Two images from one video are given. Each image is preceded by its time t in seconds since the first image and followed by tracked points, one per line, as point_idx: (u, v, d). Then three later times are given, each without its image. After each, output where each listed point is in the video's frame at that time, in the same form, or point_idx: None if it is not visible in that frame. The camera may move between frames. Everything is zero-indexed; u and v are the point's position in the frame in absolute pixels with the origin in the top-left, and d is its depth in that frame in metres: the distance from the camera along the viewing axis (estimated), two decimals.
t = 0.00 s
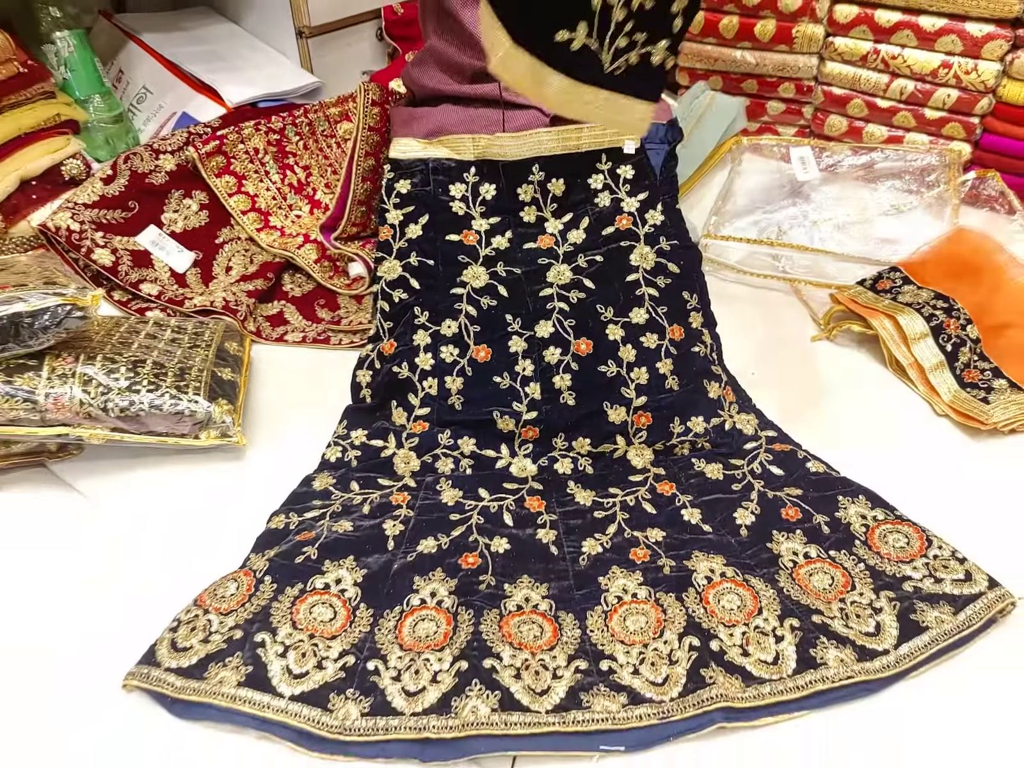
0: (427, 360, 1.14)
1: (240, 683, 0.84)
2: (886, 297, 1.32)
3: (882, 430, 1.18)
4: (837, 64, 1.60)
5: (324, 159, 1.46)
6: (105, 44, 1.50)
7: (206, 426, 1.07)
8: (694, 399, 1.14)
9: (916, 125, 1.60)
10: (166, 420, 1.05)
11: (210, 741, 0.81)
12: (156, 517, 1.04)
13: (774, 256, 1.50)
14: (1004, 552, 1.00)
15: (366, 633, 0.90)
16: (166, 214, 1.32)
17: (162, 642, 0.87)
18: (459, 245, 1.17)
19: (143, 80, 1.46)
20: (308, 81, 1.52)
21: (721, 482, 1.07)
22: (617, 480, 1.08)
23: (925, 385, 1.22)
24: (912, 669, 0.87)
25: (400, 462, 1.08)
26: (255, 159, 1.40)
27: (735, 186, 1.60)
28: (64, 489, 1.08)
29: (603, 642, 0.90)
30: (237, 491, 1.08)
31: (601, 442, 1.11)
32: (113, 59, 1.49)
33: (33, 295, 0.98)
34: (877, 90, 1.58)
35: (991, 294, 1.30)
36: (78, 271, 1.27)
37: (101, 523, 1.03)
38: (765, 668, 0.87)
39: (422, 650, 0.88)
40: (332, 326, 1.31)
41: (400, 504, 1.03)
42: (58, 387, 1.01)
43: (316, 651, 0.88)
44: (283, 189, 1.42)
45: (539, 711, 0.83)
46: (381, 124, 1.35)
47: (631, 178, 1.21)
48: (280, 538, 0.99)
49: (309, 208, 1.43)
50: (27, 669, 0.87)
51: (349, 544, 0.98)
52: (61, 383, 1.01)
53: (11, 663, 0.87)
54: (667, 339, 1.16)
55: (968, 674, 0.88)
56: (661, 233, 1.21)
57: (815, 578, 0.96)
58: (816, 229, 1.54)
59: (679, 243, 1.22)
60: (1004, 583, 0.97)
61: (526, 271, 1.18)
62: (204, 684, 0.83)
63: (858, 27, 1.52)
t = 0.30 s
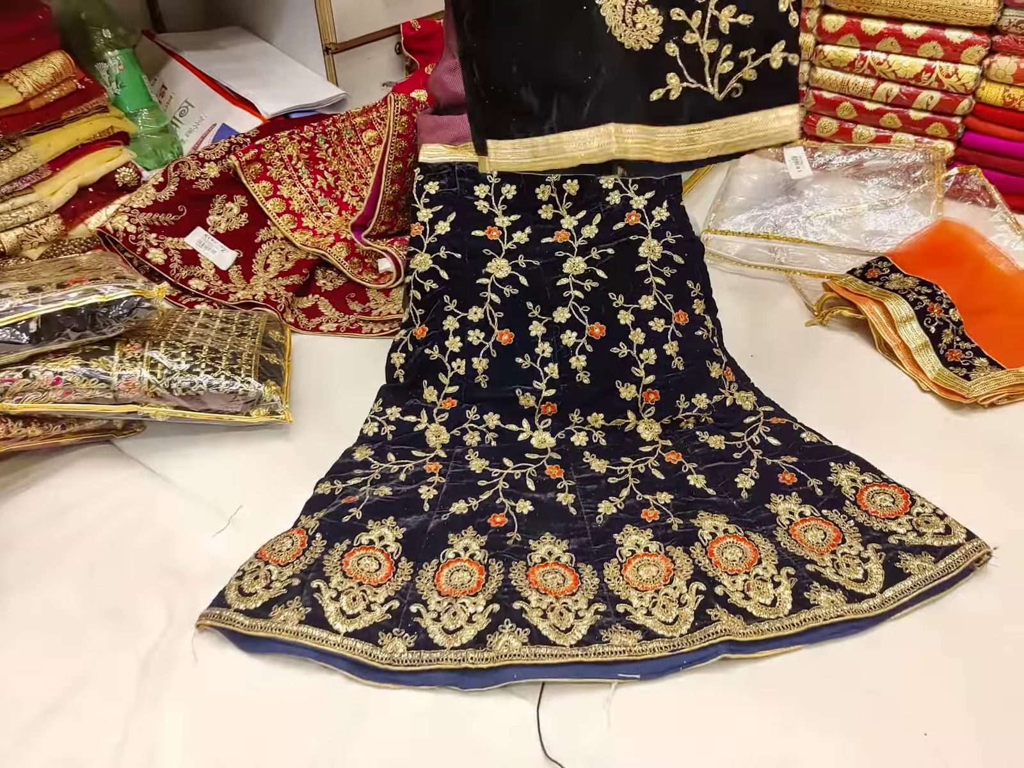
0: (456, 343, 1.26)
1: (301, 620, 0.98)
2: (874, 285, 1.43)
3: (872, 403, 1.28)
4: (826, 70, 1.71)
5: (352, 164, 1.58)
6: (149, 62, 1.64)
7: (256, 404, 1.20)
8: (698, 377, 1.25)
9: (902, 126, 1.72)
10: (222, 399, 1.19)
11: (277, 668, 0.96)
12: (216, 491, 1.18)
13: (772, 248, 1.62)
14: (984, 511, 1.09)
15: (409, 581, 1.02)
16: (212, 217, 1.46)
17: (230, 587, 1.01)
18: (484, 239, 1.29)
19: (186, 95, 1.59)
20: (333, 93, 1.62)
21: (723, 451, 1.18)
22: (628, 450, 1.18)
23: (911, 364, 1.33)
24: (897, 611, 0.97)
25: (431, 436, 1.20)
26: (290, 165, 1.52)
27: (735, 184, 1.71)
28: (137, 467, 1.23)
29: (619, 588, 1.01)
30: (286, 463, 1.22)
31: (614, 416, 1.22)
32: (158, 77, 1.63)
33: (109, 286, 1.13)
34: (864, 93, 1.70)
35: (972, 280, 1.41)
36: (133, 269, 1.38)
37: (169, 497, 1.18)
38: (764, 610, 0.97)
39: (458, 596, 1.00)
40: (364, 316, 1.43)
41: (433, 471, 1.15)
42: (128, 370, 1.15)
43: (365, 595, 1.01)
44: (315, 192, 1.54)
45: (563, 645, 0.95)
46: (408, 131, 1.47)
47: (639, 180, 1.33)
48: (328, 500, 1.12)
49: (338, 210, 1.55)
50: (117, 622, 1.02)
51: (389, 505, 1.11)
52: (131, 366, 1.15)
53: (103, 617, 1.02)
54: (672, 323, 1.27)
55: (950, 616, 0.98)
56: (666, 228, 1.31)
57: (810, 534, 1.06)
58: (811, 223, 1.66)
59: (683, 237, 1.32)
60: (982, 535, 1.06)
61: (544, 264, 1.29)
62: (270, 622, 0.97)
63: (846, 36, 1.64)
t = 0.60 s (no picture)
0: (473, 349, 1.37)
1: (334, 604, 1.05)
2: (857, 297, 1.54)
3: (856, 407, 1.39)
4: (812, 98, 1.92)
5: (371, 184, 1.71)
6: (185, 90, 1.84)
7: (288, 406, 1.32)
8: (696, 380, 1.35)
9: (881, 150, 1.90)
10: (256, 402, 1.30)
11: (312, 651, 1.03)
12: (250, 489, 1.27)
13: (763, 264, 1.71)
14: (955, 502, 1.20)
15: (431, 568, 1.10)
16: (241, 234, 1.61)
17: (267, 574, 1.09)
18: (497, 253, 1.39)
19: (218, 121, 1.78)
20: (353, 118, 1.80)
21: (719, 450, 1.27)
22: (631, 449, 1.28)
23: (891, 370, 1.43)
24: (878, 593, 1.06)
25: (449, 436, 1.30)
26: (314, 184, 1.64)
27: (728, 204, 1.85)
28: (175, 466, 1.32)
29: (624, 574, 1.09)
30: (314, 463, 1.31)
31: (618, 418, 1.32)
32: (193, 104, 1.82)
33: (157, 298, 1.27)
34: (845, 120, 1.90)
35: (947, 293, 1.52)
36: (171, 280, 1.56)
37: (206, 493, 1.26)
38: (757, 592, 1.06)
39: (478, 582, 1.08)
40: (383, 326, 1.55)
41: (451, 469, 1.24)
42: (171, 374, 1.27)
43: (392, 582, 1.08)
44: (337, 210, 1.67)
45: (574, 624, 1.03)
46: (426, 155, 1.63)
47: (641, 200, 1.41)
48: (354, 496, 1.20)
49: (358, 227, 1.68)
50: (161, 608, 1.09)
51: (412, 499, 1.19)
52: (174, 371, 1.27)
53: (147, 604, 1.09)
54: (671, 331, 1.37)
55: (925, 598, 1.07)
56: (664, 243, 1.41)
57: (798, 523, 1.15)
58: (798, 239, 1.76)
59: (679, 252, 1.42)
60: (954, 523, 1.17)
61: (553, 276, 1.40)
62: (305, 605, 1.05)
63: (828, 68, 1.85)
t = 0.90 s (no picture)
0: (469, 399, 1.43)
1: (341, 643, 1.09)
2: (829, 349, 1.64)
3: (830, 453, 1.47)
4: (782, 165, 2.07)
5: (369, 243, 1.80)
6: (191, 154, 1.94)
7: (292, 455, 1.38)
8: (679, 427, 1.43)
9: (846, 214, 2.03)
10: (262, 451, 1.36)
11: (318, 690, 1.07)
12: (254, 534, 1.31)
13: (740, 319, 1.81)
14: (925, 544, 1.28)
15: (433, 609, 1.15)
16: (245, 291, 1.69)
17: (276, 616, 1.13)
18: (491, 310, 1.50)
19: (223, 184, 1.88)
20: (352, 180, 1.91)
21: (703, 493, 1.35)
22: (620, 494, 1.35)
23: (862, 418, 1.52)
24: (853, 627, 1.13)
25: (447, 482, 1.36)
26: (314, 244, 1.75)
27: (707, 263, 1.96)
28: (179, 512, 1.36)
29: (616, 612, 1.15)
30: (316, 509, 1.36)
31: (607, 464, 1.39)
32: (198, 167, 1.92)
33: (170, 352, 1.34)
34: (813, 186, 2.03)
35: (911, 344, 1.62)
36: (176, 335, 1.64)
37: (212, 540, 1.30)
38: (742, 628, 1.12)
39: (477, 621, 1.13)
40: (382, 378, 1.62)
41: (449, 514, 1.30)
42: (181, 424, 1.33)
43: (395, 622, 1.13)
44: (336, 268, 1.76)
45: (570, 660, 1.08)
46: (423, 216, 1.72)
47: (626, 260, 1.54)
48: (357, 541, 1.26)
49: (356, 284, 1.76)
50: (171, 651, 1.12)
51: (413, 544, 1.24)
52: (184, 421, 1.33)
53: (158, 647, 1.13)
54: (655, 381, 1.46)
55: (898, 631, 1.14)
56: (647, 300, 1.53)
57: (779, 563, 1.22)
58: (771, 297, 1.85)
59: (661, 308, 1.54)
60: (923, 562, 1.25)
61: (544, 330, 1.49)
62: (312, 645, 1.09)
63: (795, 139, 2.00)
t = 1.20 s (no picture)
0: (472, 414, 1.48)
1: (352, 649, 1.13)
2: (816, 365, 1.70)
3: (820, 464, 1.52)
4: (767, 189, 2.14)
5: (370, 265, 1.86)
6: (195, 180, 1.99)
7: (299, 470, 1.42)
8: (674, 439, 1.48)
9: (831, 235, 2.10)
10: (271, 466, 1.40)
11: (330, 695, 1.11)
12: (263, 546, 1.35)
13: (730, 335, 1.87)
14: (911, 550, 1.33)
15: (440, 615, 1.19)
16: (249, 311, 1.74)
17: (287, 624, 1.17)
18: (491, 328, 1.55)
19: (227, 209, 1.93)
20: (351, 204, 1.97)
21: (698, 503, 1.39)
22: (619, 504, 1.40)
23: (849, 430, 1.58)
24: (844, 629, 1.18)
25: (450, 495, 1.40)
26: (316, 266, 1.80)
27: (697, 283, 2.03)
28: (188, 528, 1.39)
29: (617, 617, 1.19)
30: (323, 522, 1.40)
31: (606, 475, 1.44)
32: (203, 192, 1.98)
33: (181, 371, 1.38)
34: (798, 209, 2.11)
35: (896, 359, 1.69)
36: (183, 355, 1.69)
37: (222, 554, 1.33)
38: (738, 630, 1.16)
39: (483, 627, 1.17)
40: (384, 395, 1.66)
41: (454, 526, 1.34)
42: (192, 440, 1.37)
43: (404, 629, 1.16)
44: (337, 290, 1.80)
45: (573, 663, 1.12)
46: (424, 240, 1.78)
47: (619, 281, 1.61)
48: (364, 552, 1.29)
49: (357, 305, 1.80)
50: (187, 658, 1.16)
51: (418, 554, 1.28)
52: (195, 437, 1.37)
53: (174, 655, 1.16)
54: (650, 395, 1.52)
55: (888, 633, 1.19)
56: (642, 318, 1.58)
57: (772, 569, 1.26)
58: (760, 315, 1.92)
59: (655, 326, 1.59)
60: (909, 567, 1.30)
61: (543, 348, 1.54)
62: (323, 651, 1.12)
63: (780, 164, 2.08)
